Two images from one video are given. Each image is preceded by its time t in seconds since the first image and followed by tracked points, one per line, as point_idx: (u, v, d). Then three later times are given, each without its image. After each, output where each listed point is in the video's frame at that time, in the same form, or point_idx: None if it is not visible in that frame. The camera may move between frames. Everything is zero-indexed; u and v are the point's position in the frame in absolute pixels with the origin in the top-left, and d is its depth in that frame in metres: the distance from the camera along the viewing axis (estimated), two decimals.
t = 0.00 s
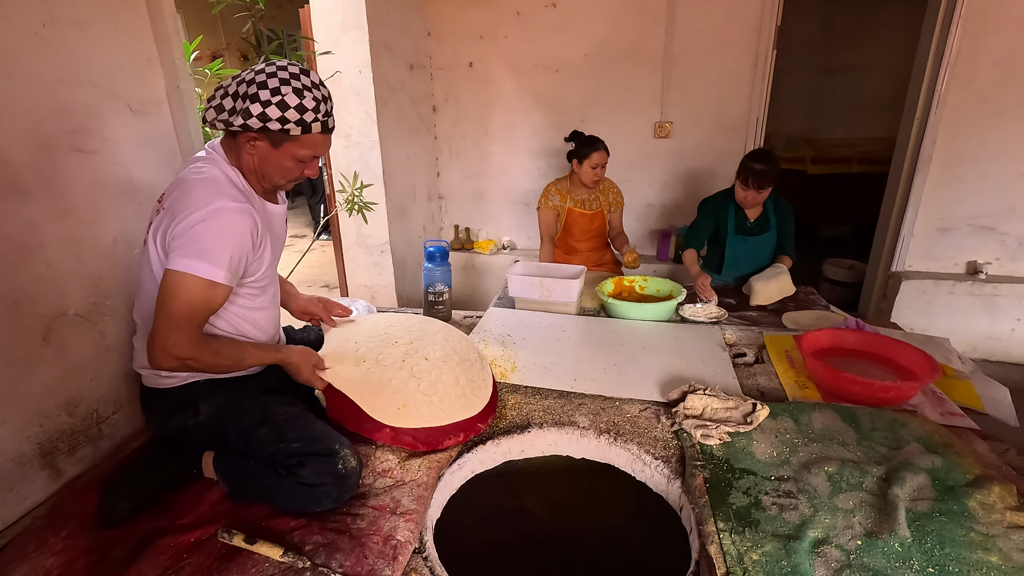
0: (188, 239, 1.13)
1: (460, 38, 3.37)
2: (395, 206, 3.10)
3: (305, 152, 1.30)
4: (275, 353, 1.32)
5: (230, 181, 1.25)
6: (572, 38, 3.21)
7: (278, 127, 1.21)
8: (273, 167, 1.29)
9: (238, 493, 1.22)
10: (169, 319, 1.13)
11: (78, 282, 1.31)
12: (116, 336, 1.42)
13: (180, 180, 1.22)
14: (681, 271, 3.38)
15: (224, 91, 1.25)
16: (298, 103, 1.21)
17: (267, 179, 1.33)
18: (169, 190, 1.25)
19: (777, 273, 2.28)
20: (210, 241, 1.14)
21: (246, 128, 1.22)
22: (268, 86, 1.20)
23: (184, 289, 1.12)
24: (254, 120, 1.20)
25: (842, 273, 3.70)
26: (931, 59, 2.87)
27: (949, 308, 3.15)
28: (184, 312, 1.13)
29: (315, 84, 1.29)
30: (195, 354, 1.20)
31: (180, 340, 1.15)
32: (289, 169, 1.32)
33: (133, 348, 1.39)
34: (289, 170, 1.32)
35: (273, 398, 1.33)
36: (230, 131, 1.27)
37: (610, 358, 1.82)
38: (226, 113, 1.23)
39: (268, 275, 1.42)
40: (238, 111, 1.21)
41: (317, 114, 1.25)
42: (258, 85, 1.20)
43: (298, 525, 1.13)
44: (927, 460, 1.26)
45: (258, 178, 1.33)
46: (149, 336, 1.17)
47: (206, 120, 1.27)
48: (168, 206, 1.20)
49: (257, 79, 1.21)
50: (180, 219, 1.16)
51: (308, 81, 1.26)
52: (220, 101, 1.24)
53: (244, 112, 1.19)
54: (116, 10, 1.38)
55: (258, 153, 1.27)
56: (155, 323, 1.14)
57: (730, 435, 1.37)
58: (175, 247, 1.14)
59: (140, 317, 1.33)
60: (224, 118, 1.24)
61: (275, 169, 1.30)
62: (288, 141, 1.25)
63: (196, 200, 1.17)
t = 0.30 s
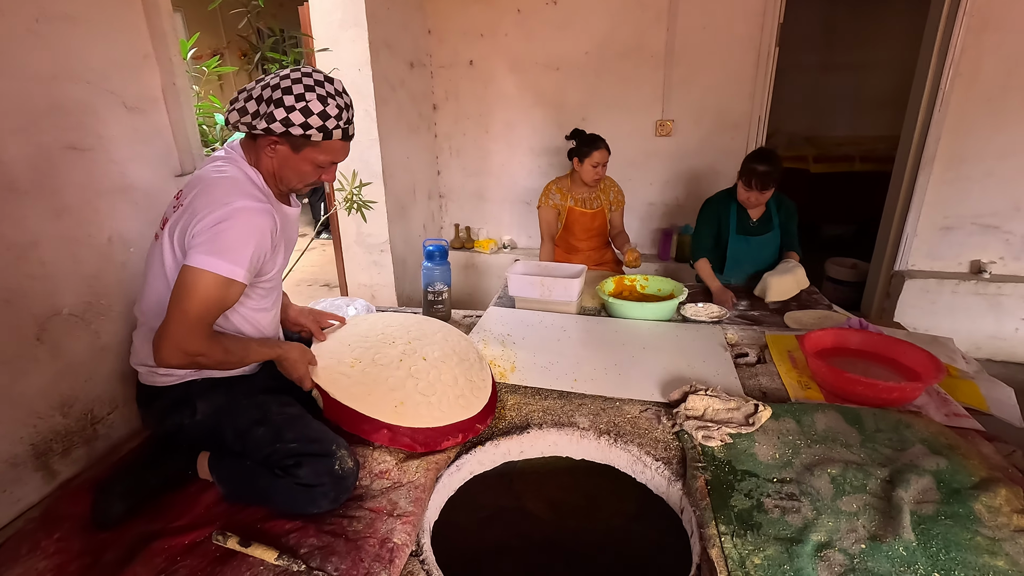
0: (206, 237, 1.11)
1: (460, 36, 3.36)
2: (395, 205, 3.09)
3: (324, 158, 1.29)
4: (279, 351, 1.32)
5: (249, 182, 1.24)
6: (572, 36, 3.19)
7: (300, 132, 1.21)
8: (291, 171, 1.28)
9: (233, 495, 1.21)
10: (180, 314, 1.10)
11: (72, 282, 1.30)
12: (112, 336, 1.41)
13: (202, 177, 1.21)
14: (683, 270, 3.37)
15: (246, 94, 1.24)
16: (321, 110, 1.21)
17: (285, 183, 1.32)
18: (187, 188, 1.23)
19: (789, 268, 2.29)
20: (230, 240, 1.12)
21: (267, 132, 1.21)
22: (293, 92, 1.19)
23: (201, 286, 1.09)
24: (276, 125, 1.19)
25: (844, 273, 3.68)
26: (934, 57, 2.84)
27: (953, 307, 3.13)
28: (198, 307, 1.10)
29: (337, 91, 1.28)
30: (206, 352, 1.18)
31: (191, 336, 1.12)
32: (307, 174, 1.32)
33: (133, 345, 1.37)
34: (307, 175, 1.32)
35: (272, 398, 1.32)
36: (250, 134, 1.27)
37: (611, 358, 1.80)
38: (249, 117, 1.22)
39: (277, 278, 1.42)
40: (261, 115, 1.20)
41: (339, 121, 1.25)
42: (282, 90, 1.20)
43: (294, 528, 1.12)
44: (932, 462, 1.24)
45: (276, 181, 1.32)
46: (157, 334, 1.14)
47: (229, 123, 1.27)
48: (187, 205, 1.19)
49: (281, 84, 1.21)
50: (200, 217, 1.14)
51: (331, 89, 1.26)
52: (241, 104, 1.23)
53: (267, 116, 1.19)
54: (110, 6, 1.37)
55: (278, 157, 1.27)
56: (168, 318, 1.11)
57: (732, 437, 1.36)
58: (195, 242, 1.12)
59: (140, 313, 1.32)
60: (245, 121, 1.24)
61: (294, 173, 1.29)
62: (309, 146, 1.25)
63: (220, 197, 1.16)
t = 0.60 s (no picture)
0: (230, 245, 1.10)
1: (459, 34, 3.34)
2: (394, 204, 3.07)
3: (343, 153, 1.26)
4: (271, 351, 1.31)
5: (268, 187, 1.22)
6: (572, 34, 3.17)
7: (319, 129, 1.19)
8: (313, 170, 1.26)
9: (225, 496, 1.19)
10: (217, 323, 1.09)
11: (63, 282, 1.29)
12: (104, 336, 1.40)
13: (219, 180, 1.20)
14: (683, 269, 3.35)
15: (262, 99, 1.23)
16: (336, 104, 1.19)
17: (306, 184, 1.30)
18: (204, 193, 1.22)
19: (807, 259, 2.18)
20: (253, 246, 1.10)
21: (286, 134, 1.19)
22: (307, 90, 1.18)
23: (231, 294, 1.08)
24: (295, 125, 1.18)
25: (846, 272, 3.66)
26: (937, 54, 2.82)
27: (956, 307, 3.10)
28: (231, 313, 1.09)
29: (348, 85, 1.26)
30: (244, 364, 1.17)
31: (228, 342, 1.11)
32: (327, 172, 1.29)
33: (131, 339, 1.35)
34: (327, 173, 1.29)
35: (266, 398, 1.30)
36: (268, 140, 1.25)
37: (609, 358, 1.78)
38: (266, 121, 1.21)
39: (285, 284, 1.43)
40: (280, 118, 1.18)
41: (354, 113, 1.23)
42: (296, 90, 1.18)
43: (285, 530, 1.11)
44: (933, 464, 1.23)
45: (297, 183, 1.30)
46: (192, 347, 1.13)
47: (246, 132, 1.25)
48: (206, 211, 1.17)
49: (293, 84, 1.19)
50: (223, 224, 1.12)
51: (340, 82, 1.24)
52: (257, 112, 1.22)
53: (284, 117, 1.17)
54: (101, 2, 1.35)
55: (297, 159, 1.25)
56: (200, 331, 1.10)
57: (730, 439, 1.34)
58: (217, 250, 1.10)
59: (144, 306, 1.31)
60: (262, 129, 1.22)
61: (315, 171, 1.26)
62: (329, 143, 1.23)
63: (241, 202, 1.15)
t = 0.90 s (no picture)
0: (283, 254, 1.12)
1: (459, 32, 3.33)
2: (394, 202, 3.06)
3: (353, 150, 1.24)
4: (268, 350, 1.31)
5: (287, 194, 1.23)
6: (573, 32, 3.16)
7: (330, 126, 1.17)
8: (325, 168, 1.24)
9: (219, 497, 1.19)
10: (331, 323, 1.18)
11: (58, 281, 1.28)
12: (100, 335, 1.40)
13: (240, 192, 1.18)
14: (684, 269, 3.34)
15: (272, 101, 1.22)
16: (344, 100, 1.17)
17: (320, 183, 1.29)
18: (220, 202, 1.20)
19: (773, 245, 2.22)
20: (310, 253, 1.14)
21: (298, 133, 1.18)
22: (315, 88, 1.17)
23: (320, 301, 1.15)
24: (307, 123, 1.16)
25: (848, 271, 3.64)
26: (940, 52, 2.80)
27: (957, 306, 3.09)
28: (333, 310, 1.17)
29: (355, 82, 1.25)
30: (385, 346, 1.27)
31: (362, 334, 1.21)
32: (340, 169, 1.27)
33: (133, 333, 1.35)
34: (340, 170, 1.27)
35: (264, 397, 1.30)
36: (280, 143, 1.24)
37: (608, 358, 1.78)
38: (278, 122, 1.20)
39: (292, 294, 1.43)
40: (291, 119, 1.17)
41: (362, 108, 1.22)
42: (305, 89, 1.17)
43: (281, 531, 1.10)
44: (934, 466, 1.21)
45: (309, 183, 1.29)
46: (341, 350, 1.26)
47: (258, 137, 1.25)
48: (233, 221, 1.16)
49: (301, 84, 1.18)
50: (263, 235, 1.14)
51: (346, 79, 1.23)
52: (267, 116, 1.21)
53: (295, 117, 1.16)
54: None
55: (310, 158, 1.23)
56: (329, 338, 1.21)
57: (729, 439, 1.33)
58: (269, 267, 1.13)
59: (150, 301, 1.32)
60: (274, 133, 1.21)
61: (327, 169, 1.25)
62: (340, 140, 1.21)
63: (274, 215, 1.15)
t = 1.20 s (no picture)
0: (320, 251, 1.11)
1: (462, 31, 3.32)
2: (396, 202, 3.06)
3: (380, 158, 1.23)
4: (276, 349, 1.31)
5: (319, 197, 1.23)
6: (575, 31, 3.15)
7: (357, 134, 1.17)
8: (352, 175, 1.24)
9: (222, 497, 1.18)
10: (373, 317, 1.17)
11: (62, 281, 1.28)
12: (104, 335, 1.40)
13: (275, 193, 1.18)
14: (687, 268, 3.34)
15: (301, 109, 1.22)
16: (372, 108, 1.17)
17: (346, 190, 1.28)
18: (255, 202, 1.19)
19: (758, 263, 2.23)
20: (348, 251, 1.13)
21: (325, 141, 1.18)
22: (343, 97, 1.17)
23: (359, 296, 1.14)
24: (334, 130, 1.16)
25: (851, 271, 3.63)
26: (945, 51, 2.79)
27: (961, 306, 3.08)
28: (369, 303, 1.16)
29: (383, 92, 1.25)
30: (430, 332, 1.25)
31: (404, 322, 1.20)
32: (366, 176, 1.26)
33: (146, 324, 1.33)
34: (366, 178, 1.26)
35: (271, 396, 1.30)
36: (309, 151, 1.24)
37: (611, 359, 1.77)
38: (306, 130, 1.20)
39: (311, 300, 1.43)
40: (318, 126, 1.17)
41: (390, 118, 1.21)
42: (333, 97, 1.17)
43: (284, 532, 1.10)
44: (940, 468, 1.21)
45: (336, 190, 1.28)
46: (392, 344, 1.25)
47: (287, 145, 1.25)
48: (267, 219, 1.15)
49: (330, 93, 1.19)
50: (299, 233, 1.13)
51: (375, 89, 1.22)
52: (297, 123, 1.22)
53: (323, 124, 1.16)
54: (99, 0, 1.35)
55: (337, 165, 1.23)
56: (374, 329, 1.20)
57: (733, 441, 1.33)
58: (301, 268, 1.12)
59: (167, 293, 1.30)
60: (302, 140, 1.21)
61: (354, 177, 1.24)
62: (367, 148, 1.20)
63: (308, 217, 1.15)
